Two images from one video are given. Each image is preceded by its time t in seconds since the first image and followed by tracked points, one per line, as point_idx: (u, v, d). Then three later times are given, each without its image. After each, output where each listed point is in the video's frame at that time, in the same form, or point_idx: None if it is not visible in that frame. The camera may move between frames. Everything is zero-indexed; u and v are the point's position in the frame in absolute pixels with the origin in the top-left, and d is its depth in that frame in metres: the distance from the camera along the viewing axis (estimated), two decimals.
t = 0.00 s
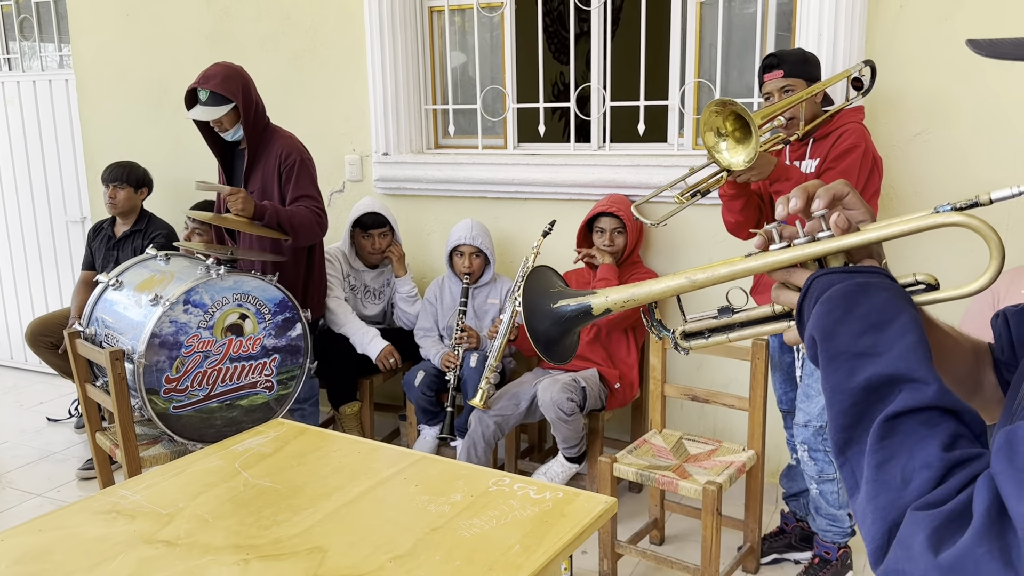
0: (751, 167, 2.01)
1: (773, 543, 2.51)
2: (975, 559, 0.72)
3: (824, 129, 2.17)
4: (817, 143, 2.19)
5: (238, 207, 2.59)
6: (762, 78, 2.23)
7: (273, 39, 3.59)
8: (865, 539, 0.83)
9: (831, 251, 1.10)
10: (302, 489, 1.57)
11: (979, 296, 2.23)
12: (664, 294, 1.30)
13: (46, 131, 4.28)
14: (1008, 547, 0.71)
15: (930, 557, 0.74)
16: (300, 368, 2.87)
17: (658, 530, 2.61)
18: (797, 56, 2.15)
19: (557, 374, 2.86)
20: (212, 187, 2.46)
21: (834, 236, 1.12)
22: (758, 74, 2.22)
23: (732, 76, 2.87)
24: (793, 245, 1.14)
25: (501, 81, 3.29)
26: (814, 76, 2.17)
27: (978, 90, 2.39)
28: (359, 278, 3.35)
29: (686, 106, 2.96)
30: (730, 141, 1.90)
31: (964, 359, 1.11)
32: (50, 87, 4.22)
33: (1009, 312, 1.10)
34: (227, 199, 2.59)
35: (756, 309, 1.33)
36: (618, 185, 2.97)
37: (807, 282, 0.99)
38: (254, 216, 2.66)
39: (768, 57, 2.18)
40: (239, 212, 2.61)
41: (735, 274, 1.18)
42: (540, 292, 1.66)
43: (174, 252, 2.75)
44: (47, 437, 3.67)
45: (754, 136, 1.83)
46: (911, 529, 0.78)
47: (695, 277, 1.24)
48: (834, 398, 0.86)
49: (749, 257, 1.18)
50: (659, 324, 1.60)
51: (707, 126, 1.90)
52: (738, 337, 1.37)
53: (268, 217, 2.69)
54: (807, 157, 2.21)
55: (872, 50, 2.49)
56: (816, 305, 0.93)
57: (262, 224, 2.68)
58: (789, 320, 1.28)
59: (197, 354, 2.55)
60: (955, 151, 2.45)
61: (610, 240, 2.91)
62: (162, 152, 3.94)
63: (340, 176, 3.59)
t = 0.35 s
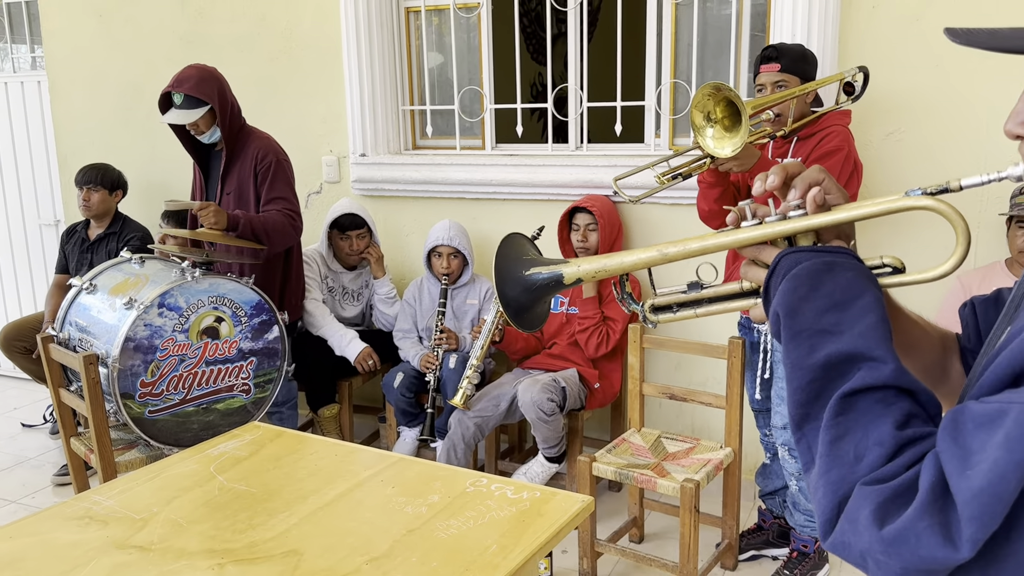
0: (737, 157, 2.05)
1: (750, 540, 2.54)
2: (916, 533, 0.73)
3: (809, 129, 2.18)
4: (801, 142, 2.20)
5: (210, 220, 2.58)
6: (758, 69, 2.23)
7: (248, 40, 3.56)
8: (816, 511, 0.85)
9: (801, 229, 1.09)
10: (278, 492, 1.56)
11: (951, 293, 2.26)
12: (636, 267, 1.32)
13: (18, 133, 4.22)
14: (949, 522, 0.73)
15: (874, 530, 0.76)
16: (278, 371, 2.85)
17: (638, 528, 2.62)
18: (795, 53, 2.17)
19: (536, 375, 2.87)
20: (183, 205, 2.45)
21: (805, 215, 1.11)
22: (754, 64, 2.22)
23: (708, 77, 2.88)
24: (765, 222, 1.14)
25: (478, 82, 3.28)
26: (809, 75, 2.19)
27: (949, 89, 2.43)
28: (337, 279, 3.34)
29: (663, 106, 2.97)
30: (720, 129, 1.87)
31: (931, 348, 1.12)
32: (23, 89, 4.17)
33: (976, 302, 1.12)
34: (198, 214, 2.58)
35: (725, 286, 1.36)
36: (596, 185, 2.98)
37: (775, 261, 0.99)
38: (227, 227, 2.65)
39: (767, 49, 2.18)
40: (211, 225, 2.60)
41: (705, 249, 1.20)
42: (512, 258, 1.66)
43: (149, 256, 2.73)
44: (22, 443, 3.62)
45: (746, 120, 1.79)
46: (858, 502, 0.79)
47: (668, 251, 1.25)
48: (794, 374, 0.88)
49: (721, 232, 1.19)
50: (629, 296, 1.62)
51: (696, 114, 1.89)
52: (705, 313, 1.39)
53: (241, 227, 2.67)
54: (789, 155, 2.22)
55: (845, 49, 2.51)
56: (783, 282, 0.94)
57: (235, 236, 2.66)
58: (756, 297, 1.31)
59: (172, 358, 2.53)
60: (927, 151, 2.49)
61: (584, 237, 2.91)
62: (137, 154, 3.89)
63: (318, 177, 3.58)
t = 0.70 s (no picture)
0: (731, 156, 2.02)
1: (736, 541, 2.56)
2: (882, 533, 0.75)
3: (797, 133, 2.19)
4: (787, 143, 2.21)
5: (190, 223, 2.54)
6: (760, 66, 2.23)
7: (233, 41, 3.55)
8: (786, 508, 0.86)
9: (770, 233, 1.11)
10: (262, 496, 1.56)
11: (933, 295, 2.29)
12: (609, 267, 1.32)
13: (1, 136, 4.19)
14: (913, 523, 0.74)
15: (841, 529, 0.78)
16: (263, 374, 2.84)
17: (624, 529, 2.63)
18: (798, 57, 2.18)
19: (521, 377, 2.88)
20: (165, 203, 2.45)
21: (774, 219, 1.13)
22: (759, 62, 2.22)
23: (691, 79, 2.90)
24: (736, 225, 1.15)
25: (463, 84, 3.29)
26: (809, 81, 2.20)
27: (927, 92, 2.46)
28: (322, 281, 3.33)
29: (646, 109, 2.98)
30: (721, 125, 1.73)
31: (902, 353, 1.14)
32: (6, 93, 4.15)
33: (954, 311, 1.11)
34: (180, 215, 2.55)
35: (695, 286, 1.38)
36: (580, 187, 2.99)
37: (745, 263, 1.01)
38: (207, 232, 2.63)
39: (773, 49, 2.18)
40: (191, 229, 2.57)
41: (677, 251, 1.21)
42: (491, 260, 1.67)
43: (133, 259, 2.72)
44: (5, 448, 3.58)
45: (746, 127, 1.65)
46: (826, 502, 0.81)
47: (641, 253, 1.26)
48: (763, 375, 0.89)
49: (693, 235, 1.20)
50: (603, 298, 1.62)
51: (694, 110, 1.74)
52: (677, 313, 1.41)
53: (221, 230, 2.66)
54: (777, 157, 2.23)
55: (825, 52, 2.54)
56: (752, 283, 0.96)
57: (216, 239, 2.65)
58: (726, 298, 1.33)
59: (157, 361, 2.52)
60: (907, 153, 2.51)
61: (561, 240, 2.90)
62: (121, 157, 3.87)
63: (303, 180, 3.57)
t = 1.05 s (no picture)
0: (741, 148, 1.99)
1: (732, 543, 2.54)
2: (876, 532, 0.75)
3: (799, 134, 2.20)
4: (790, 143, 2.23)
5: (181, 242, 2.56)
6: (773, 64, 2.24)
7: (229, 45, 3.54)
8: (782, 507, 0.87)
9: (768, 236, 1.11)
10: (260, 501, 1.56)
11: (928, 297, 2.29)
12: (610, 270, 1.33)
13: None
14: (907, 522, 0.75)
15: (836, 527, 0.78)
16: (259, 379, 2.84)
17: (621, 532, 2.63)
18: (813, 61, 2.19)
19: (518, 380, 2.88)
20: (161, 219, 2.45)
21: (772, 221, 1.13)
22: (775, 58, 2.23)
23: (687, 82, 2.90)
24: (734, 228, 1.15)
25: (459, 88, 3.29)
26: (820, 85, 2.21)
27: (922, 96, 2.47)
28: (318, 285, 3.33)
29: (642, 112, 2.99)
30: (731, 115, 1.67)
31: (901, 358, 1.15)
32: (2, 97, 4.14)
33: (953, 315, 1.11)
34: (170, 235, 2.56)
35: (695, 288, 1.38)
36: (576, 190, 3.00)
37: (743, 264, 1.01)
38: (199, 248, 2.65)
39: (791, 48, 2.19)
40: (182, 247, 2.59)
41: (677, 254, 1.21)
42: (494, 264, 1.67)
43: (128, 263, 2.71)
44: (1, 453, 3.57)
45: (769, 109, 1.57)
46: (822, 501, 0.81)
47: (640, 256, 1.26)
48: (760, 375, 0.89)
49: (692, 238, 1.20)
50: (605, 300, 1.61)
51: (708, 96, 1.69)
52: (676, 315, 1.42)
53: (214, 245, 2.68)
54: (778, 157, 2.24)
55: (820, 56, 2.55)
56: (750, 284, 0.96)
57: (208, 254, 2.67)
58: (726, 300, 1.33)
59: (153, 366, 2.52)
60: (903, 156, 2.52)
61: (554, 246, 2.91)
62: (117, 161, 3.86)
63: (299, 183, 3.57)
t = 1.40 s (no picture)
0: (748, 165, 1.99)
1: (734, 548, 2.55)
2: (881, 538, 0.75)
3: (808, 143, 2.16)
4: (797, 152, 2.19)
5: (183, 246, 2.56)
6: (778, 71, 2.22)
7: (230, 51, 3.55)
8: (787, 514, 0.87)
9: (774, 242, 1.11)
10: (261, 507, 1.56)
11: (930, 302, 2.29)
12: (616, 277, 1.33)
13: None
14: (912, 528, 0.75)
15: (841, 534, 0.78)
16: (260, 385, 2.84)
17: (622, 537, 2.63)
18: (816, 67, 2.18)
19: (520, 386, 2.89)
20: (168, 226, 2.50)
21: (778, 228, 1.13)
22: (778, 66, 2.22)
23: (687, 87, 2.91)
24: (739, 235, 1.16)
25: (460, 93, 3.30)
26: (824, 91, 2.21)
27: (922, 101, 2.48)
28: (320, 291, 3.33)
29: (643, 117, 2.99)
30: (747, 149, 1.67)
31: (907, 363, 1.15)
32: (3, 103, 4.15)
33: (959, 320, 1.11)
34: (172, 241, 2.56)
35: (700, 295, 1.38)
36: (577, 196, 3.00)
37: (749, 271, 1.01)
38: (200, 253, 2.64)
39: (794, 56, 2.17)
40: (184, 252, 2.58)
41: (683, 261, 1.21)
42: (500, 270, 1.68)
43: (130, 270, 2.71)
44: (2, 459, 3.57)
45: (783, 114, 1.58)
46: (826, 507, 0.81)
47: (646, 263, 1.27)
48: (765, 382, 0.89)
49: (697, 244, 1.20)
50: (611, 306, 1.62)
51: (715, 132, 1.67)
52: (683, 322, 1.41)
53: (216, 252, 2.67)
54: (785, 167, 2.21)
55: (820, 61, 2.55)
56: (755, 291, 0.96)
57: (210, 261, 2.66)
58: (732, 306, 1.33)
59: (154, 372, 2.52)
60: (903, 161, 2.53)
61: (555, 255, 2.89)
62: (118, 167, 3.87)
63: (300, 189, 3.57)
